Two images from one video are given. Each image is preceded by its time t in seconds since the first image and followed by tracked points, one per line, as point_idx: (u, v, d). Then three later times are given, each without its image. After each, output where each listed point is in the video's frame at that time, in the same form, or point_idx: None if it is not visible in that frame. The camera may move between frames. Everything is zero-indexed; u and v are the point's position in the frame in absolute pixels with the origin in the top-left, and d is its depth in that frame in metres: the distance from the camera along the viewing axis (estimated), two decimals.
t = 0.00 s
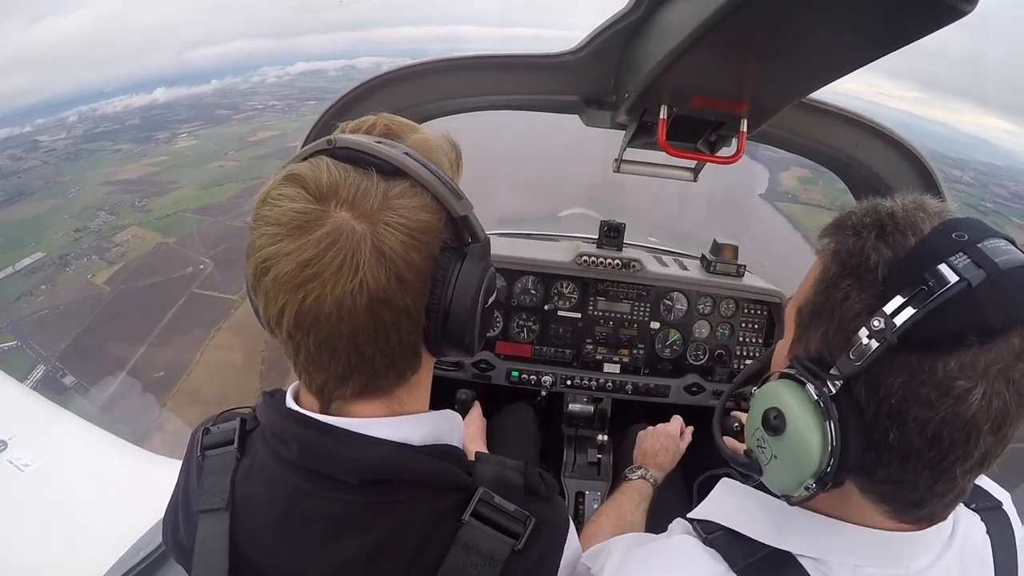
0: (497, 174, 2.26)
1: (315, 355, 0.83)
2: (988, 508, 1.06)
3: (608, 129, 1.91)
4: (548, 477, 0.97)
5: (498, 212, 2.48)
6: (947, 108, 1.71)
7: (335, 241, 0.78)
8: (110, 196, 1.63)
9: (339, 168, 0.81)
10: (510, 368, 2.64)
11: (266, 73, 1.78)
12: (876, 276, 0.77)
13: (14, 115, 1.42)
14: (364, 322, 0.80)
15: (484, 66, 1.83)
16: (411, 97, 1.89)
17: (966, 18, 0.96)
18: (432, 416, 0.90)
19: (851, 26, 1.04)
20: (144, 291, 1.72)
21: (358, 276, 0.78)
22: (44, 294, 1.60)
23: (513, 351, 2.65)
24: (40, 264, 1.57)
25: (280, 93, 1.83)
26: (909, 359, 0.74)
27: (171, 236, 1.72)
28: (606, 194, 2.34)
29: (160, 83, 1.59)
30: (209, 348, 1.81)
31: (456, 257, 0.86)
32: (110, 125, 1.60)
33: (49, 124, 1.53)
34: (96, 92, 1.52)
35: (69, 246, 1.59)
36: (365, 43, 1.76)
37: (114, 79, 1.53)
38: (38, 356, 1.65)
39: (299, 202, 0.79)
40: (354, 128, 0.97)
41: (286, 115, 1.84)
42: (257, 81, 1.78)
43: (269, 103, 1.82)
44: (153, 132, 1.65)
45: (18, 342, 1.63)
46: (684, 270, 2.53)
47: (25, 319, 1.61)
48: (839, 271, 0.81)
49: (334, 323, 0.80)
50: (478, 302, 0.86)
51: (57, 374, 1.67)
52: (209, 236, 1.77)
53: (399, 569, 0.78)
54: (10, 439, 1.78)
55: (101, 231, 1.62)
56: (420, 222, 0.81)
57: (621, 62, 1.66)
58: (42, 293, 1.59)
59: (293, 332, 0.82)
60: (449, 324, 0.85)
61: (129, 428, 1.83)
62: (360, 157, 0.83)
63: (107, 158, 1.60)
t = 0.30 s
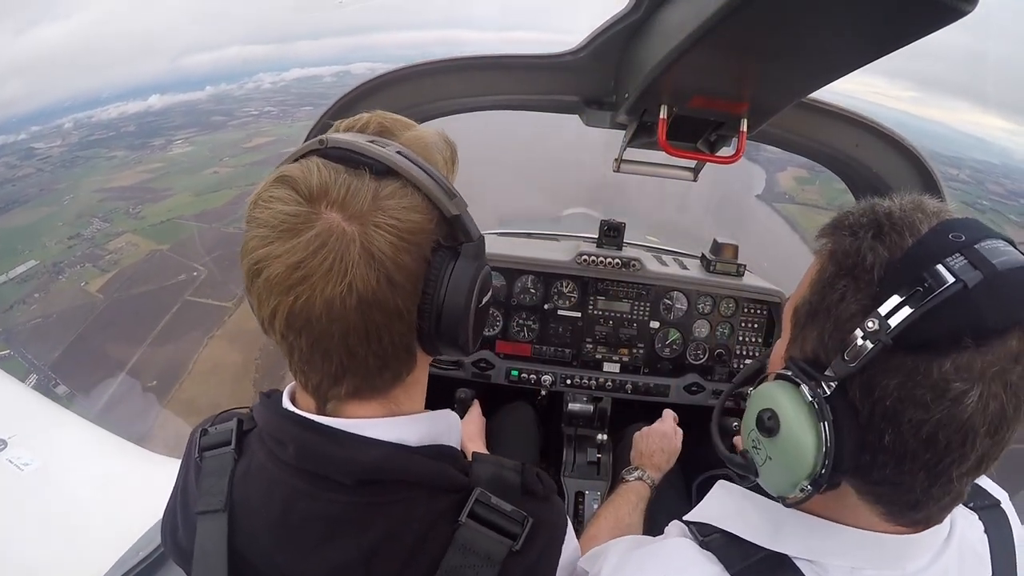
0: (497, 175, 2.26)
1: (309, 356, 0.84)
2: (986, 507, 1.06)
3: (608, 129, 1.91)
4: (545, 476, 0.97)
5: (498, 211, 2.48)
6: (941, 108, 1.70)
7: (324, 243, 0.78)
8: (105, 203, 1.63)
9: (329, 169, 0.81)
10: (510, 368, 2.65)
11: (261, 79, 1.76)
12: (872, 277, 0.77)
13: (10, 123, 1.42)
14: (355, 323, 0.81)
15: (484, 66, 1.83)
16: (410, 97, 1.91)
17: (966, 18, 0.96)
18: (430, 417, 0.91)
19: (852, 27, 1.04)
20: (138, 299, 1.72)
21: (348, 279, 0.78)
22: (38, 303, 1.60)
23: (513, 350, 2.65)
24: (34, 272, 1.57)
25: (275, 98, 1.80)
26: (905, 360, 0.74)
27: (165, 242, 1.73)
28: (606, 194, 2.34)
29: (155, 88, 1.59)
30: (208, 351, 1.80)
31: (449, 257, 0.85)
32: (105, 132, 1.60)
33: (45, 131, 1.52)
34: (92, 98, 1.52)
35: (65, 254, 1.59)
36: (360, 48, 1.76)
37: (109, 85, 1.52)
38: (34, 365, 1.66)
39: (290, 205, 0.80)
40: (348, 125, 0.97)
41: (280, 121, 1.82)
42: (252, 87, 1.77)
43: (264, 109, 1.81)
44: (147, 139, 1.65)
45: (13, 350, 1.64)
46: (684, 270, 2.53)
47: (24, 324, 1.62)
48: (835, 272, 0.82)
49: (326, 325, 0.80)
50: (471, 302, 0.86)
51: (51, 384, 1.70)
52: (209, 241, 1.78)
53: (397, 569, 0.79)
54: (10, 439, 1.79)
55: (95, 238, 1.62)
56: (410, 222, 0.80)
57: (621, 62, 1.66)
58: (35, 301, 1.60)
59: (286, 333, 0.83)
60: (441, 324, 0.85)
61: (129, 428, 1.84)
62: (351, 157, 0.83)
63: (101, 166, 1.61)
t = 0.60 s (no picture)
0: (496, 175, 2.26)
1: (315, 357, 0.83)
2: (982, 506, 1.06)
3: (608, 129, 1.91)
4: (543, 475, 0.97)
5: (498, 212, 2.48)
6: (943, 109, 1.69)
7: (335, 244, 0.78)
8: (101, 206, 1.62)
9: (339, 170, 0.81)
10: (509, 368, 2.65)
11: (259, 81, 1.72)
12: (870, 273, 0.77)
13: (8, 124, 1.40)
14: (364, 325, 0.80)
15: (483, 66, 1.83)
16: (409, 97, 1.92)
17: (966, 18, 0.96)
18: (427, 416, 0.90)
19: (853, 26, 1.04)
20: (133, 303, 1.72)
21: (358, 281, 0.78)
22: (31, 308, 1.61)
23: (513, 351, 2.65)
24: (28, 277, 1.57)
25: (272, 101, 1.78)
26: (914, 351, 0.73)
27: (160, 246, 1.72)
28: (606, 195, 2.34)
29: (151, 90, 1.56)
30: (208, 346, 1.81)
31: (456, 260, 0.86)
32: (103, 134, 1.57)
33: (43, 134, 1.50)
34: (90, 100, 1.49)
35: (55, 259, 1.59)
36: (357, 51, 1.76)
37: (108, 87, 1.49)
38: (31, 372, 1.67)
39: (299, 206, 0.80)
40: (354, 126, 0.97)
41: (277, 123, 1.81)
42: (250, 89, 1.73)
43: (261, 111, 1.77)
44: (145, 141, 1.64)
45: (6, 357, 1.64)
46: (683, 270, 2.53)
47: (22, 328, 1.62)
48: (832, 271, 0.81)
49: (334, 326, 0.80)
50: (478, 305, 0.86)
51: (44, 388, 1.71)
52: (206, 245, 1.78)
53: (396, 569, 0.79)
54: (10, 439, 1.78)
55: (90, 242, 1.62)
56: (421, 225, 0.81)
57: (621, 62, 1.66)
58: (29, 306, 1.60)
59: (292, 334, 0.82)
60: (449, 326, 0.85)
61: (127, 429, 1.84)
62: (361, 159, 0.83)
63: (98, 169, 1.59)
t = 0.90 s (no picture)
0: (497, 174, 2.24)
1: (309, 350, 0.82)
2: (977, 502, 1.05)
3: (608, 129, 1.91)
4: (540, 474, 0.97)
5: (499, 211, 2.47)
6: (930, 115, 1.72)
7: (332, 234, 0.78)
8: (104, 205, 1.62)
9: (336, 162, 0.81)
10: (510, 368, 2.65)
11: (264, 80, 1.77)
12: (861, 280, 0.77)
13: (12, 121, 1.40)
14: (359, 317, 0.80)
15: (482, 66, 1.83)
16: (409, 97, 1.92)
17: (966, 18, 0.96)
18: (423, 416, 0.90)
19: (852, 26, 1.03)
20: (135, 301, 1.72)
21: (354, 270, 0.77)
22: (31, 306, 1.60)
23: (513, 350, 2.65)
24: (28, 274, 1.56)
25: (275, 100, 1.82)
26: (918, 355, 0.73)
27: (161, 246, 1.71)
28: (606, 195, 2.33)
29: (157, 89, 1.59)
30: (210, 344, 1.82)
31: (451, 255, 0.86)
32: (106, 132, 1.60)
33: (47, 131, 1.51)
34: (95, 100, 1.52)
35: (59, 255, 1.58)
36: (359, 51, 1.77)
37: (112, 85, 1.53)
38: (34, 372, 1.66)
39: (296, 195, 0.79)
40: (351, 126, 0.97)
41: (282, 122, 1.84)
42: (255, 88, 1.78)
43: (266, 110, 1.81)
44: (148, 139, 1.65)
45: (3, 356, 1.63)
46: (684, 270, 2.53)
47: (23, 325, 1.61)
48: (820, 281, 0.81)
49: (329, 317, 0.79)
50: (473, 300, 0.86)
51: (42, 387, 1.70)
52: (204, 244, 1.76)
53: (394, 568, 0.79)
54: (10, 439, 1.78)
55: (91, 239, 1.62)
56: (417, 218, 0.81)
57: (621, 62, 1.66)
58: (28, 304, 1.59)
59: (287, 326, 0.82)
60: (443, 322, 0.85)
61: (126, 429, 1.83)
62: (358, 153, 0.83)
63: (101, 167, 1.59)
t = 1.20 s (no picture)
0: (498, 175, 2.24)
1: (319, 352, 0.82)
2: (979, 500, 1.06)
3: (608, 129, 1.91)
4: (546, 479, 0.97)
5: (499, 211, 2.47)
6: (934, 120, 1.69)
7: (344, 237, 0.77)
8: (111, 203, 1.63)
9: (347, 165, 0.81)
10: (509, 368, 2.66)
11: (273, 81, 1.73)
12: (872, 278, 0.77)
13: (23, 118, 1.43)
14: (371, 319, 0.80)
15: (482, 66, 1.83)
16: (410, 98, 1.92)
17: (966, 19, 0.96)
18: (430, 419, 0.91)
19: (850, 28, 1.04)
20: (138, 300, 1.70)
21: (366, 274, 0.77)
22: (36, 303, 1.61)
23: (513, 350, 2.67)
24: (33, 271, 1.58)
25: (286, 102, 1.80)
26: (928, 351, 0.73)
27: (167, 246, 1.71)
28: (606, 195, 2.34)
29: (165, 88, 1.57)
30: (211, 344, 1.79)
31: (460, 258, 0.87)
32: (116, 130, 1.59)
33: (56, 128, 1.52)
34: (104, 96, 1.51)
35: (64, 254, 1.60)
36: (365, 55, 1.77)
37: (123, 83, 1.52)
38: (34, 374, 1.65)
39: (307, 198, 0.79)
40: (360, 127, 0.97)
41: (290, 124, 1.86)
42: (264, 89, 1.74)
43: (274, 111, 1.80)
44: (157, 139, 1.65)
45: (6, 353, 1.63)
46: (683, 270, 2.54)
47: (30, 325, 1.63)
48: (830, 280, 0.81)
49: (339, 320, 0.79)
50: (482, 302, 0.87)
51: (42, 386, 1.69)
52: (205, 247, 1.76)
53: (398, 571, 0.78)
54: (10, 439, 1.78)
55: (97, 237, 1.63)
56: (428, 221, 0.81)
57: (620, 62, 1.66)
58: (33, 300, 1.60)
59: (297, 329, 0.82)
60: (452, 325, 0.86)
61: (125, 430, 1.82)
62: (369, 156, 0.83)
63: (110, 165, 1.61)
